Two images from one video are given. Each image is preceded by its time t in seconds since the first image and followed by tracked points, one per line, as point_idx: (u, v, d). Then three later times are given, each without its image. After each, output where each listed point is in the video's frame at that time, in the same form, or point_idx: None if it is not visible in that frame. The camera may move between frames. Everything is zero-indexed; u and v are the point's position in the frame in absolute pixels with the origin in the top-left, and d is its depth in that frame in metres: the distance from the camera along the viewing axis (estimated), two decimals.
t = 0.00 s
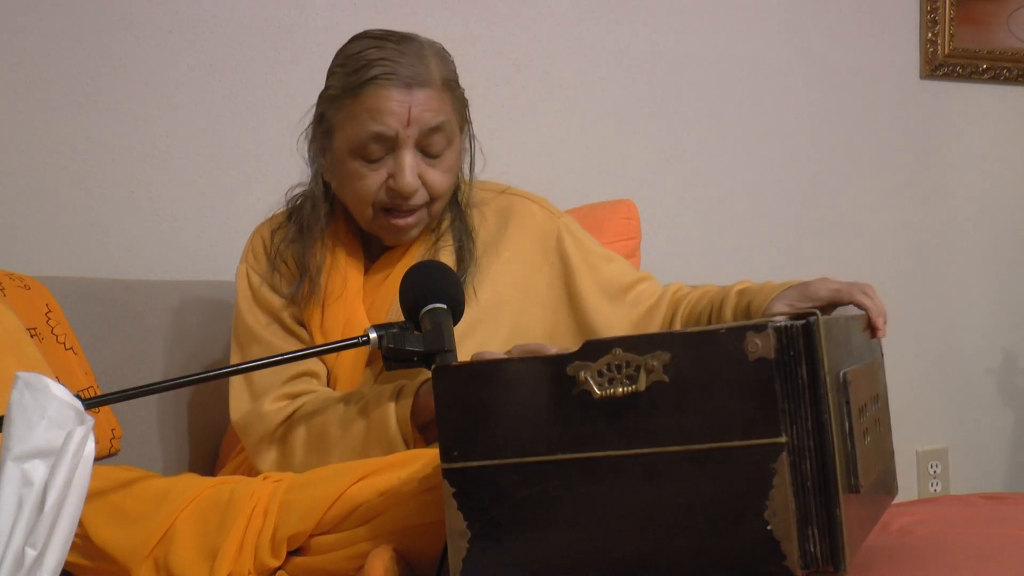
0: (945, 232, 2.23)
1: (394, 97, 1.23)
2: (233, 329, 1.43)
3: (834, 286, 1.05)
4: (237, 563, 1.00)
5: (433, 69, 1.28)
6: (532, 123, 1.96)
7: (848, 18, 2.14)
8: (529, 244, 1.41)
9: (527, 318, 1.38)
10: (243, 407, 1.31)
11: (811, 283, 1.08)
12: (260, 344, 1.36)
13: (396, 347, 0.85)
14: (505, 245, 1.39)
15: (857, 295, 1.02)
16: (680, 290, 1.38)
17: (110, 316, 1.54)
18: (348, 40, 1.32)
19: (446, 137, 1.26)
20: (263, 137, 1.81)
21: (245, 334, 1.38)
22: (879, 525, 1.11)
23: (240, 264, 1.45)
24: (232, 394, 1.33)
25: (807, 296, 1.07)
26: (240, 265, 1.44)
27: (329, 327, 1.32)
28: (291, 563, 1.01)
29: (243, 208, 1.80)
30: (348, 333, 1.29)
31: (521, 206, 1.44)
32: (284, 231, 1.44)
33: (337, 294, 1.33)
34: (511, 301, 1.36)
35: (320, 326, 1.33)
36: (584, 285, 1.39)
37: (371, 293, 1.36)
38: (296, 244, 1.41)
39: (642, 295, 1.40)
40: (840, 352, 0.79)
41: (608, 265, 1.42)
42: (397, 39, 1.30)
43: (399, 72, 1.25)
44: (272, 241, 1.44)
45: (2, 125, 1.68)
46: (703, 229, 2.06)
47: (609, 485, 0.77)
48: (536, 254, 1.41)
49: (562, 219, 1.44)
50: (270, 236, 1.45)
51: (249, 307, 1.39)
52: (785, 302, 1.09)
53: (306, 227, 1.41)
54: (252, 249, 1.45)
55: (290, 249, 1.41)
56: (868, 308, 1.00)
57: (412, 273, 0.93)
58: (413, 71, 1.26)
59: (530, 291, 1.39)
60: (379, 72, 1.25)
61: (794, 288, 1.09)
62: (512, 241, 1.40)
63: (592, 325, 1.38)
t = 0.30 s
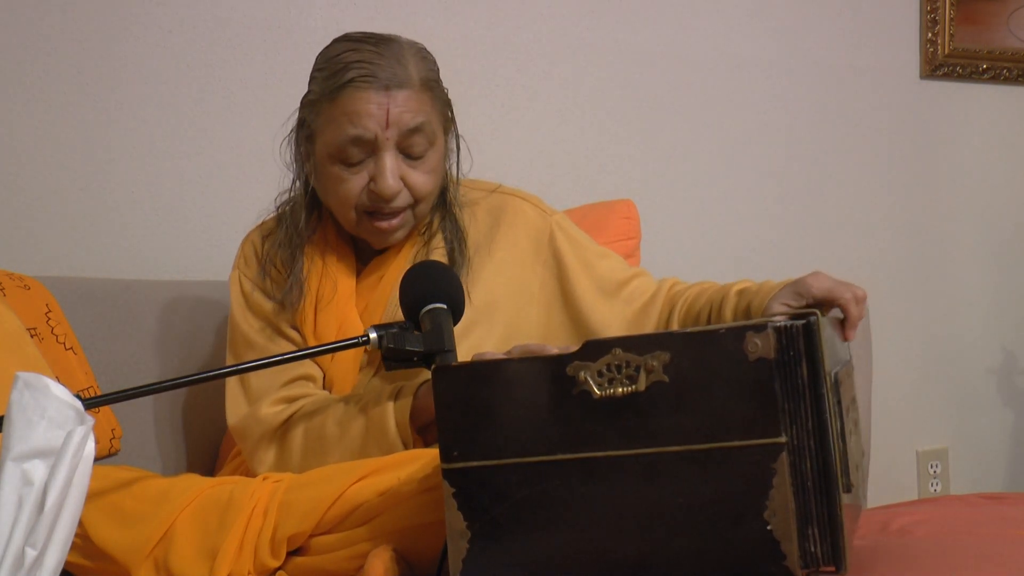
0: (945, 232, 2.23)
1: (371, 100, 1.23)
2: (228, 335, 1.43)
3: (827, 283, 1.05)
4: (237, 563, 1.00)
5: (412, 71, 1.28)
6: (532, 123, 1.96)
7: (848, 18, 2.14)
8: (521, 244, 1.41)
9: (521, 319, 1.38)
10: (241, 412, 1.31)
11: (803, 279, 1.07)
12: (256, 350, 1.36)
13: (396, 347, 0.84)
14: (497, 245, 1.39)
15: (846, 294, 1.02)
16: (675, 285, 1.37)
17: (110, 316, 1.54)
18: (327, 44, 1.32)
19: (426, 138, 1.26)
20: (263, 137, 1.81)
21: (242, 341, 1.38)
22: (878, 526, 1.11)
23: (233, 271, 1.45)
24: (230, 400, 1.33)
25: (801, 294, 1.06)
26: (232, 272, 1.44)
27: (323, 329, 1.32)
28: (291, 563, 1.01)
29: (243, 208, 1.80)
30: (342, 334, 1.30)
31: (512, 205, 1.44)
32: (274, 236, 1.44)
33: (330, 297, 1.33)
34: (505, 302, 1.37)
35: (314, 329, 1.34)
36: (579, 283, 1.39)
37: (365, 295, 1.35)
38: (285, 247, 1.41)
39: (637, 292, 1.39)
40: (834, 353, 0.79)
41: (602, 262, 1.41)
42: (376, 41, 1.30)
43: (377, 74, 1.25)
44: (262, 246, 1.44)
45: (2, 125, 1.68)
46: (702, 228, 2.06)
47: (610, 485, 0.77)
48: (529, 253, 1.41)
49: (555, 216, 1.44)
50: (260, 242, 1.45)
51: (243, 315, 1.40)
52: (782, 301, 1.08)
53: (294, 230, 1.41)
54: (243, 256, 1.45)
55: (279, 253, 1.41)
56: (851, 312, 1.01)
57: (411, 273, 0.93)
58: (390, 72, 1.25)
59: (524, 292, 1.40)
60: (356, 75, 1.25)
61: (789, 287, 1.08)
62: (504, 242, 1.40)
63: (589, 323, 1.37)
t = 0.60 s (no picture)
0: (944, 232, 2.23)
1: (369, 103, 1.22)
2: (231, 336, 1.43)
3: (834, 287, 1.05)
4: (238, 563, 1.00)
5: (410, 73, 1.27)
6: (532, 123, 1.96)
7: (848, 18, 2.14)
8: (526, 247, 1.41)
9: (524, 322, 1.39)
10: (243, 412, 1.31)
11: (811, 284, 1.08)
12: (259, 351, 1.36)
13: (396, 347, 0.85)
14: (501, 248, 1.39)
15: (853, 296, 1.02)
16: (676, 288, 1.38)
17: (110, 316, 1.55)
18: (326, 45, 1.32)
19: (425, 141, 1.26)
20: (263, 137, 1.81)
21: (245, 341, 1.38)
22: (879, 526, 1.11)
23: (234, 271, 1.45)
24: (232, 401, 1.33)
25: (806, 297, 1.07)
26: (234, 273, 1.44)
27: (326, 330, 1.32)
28: (292, 562, 1.01)
29: (243, 208, 1.81)
30: (345, 333, 1.31)
31: (517, 208, 1.43)
32: (275, 236, 1.44)
33: (332, 299, 1.33)
34: (509, 305, 1.37)
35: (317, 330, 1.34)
36: (582, 287, 1.39)
37: (368, 298, 1.35)
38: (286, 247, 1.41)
39: (638, 295, 1.40)
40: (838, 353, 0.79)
41: (604, 265, 1.42)
42: (374, 42, 1.30)
43: (375, 76, 1.24)
44: (264, 246, 1.44)
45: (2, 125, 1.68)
46: (702, 228, 2.06)
47: (610, 485, 0.77)
48: (533, 256, 1.41)
49: (559, 220, 1.44)
50: (262, 242, 1.45)
51: (245, 315, 1.40)
52: (783, 303, 1.09)
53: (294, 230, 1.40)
54: (245, 256, 1.45)
55: (280, 253, 1.41)
56: (864, 311, 1.00)
57: (411, 273, 0.93)
58: (388, 74, 1.25)
59: (527, 295, 1.40)
60: (354, 77, 1.24)
61: (794, 289, 1.09)
62: (509, 245, 1.40)
63: (591, 326, 1.38)
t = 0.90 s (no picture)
0: (944, 232, 2.23)
1: (370, 108, 1.22)
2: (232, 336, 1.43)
3: (833, 288, 1.05)
4: (241, 563, 1.00)
5: (412, 76, 1.27)
6: (532, 123, 1.96)
7: (848, 18, 2.14)
8: (530, 249, 1.41)
9: (528, 324, 1.39)
10: (245, 413, 1.31)
11: (812, 284, 1.08)
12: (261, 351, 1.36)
13: (396, 347, 0.84)
14: (505, 252, 1.39)
15: (853, 296, 1.02)
16: (679, 289, 1.39)
17: (110, 316, 1.55)
18: (329, 47, 1.32)
19: (426, 145, 1.26)
20: (263, 137, 1.81)
21: (247, 341, 1.38)
22: (879, 525, 1.11)
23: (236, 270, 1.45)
24: (233, 402, 1.33)
25: (806, 298, 1.07)
26: (235, 273, 1.44)
27: (329, 331, 1.32)
28: (294, 560, 1.01)
29: (243, 208, 1.81)
30: (348, 332, 1.31)
31: (522, 210, 1.43)
32: (277, 236, 1.44)
33: (335, 300, 1.33)
34: (513, 308, 1.37)
35: (320, 330, 1.34)
36: (586, 289, 1.40)
37: (371, 300, 1.35)
38: (288, 247, 1.40)
39: (642, 297, 1.40)
40: (840, 354, 0.78)
41: (608, 268, 1.43)
42: (376, 44, 1.29)
43: (377, 81, 1.24)
44: (266, 246, 1.44)
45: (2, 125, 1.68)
46: (702, 228, 2.06)
47: (609, 485, 0.77)
48: (538, 259, 1.41)
49: (564, 223, 1.44)
50: (263, 242, 1.45)
51: (247, 315, 1.39)
52: (784, 303, 1.10)
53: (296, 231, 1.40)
54: (246, 255, 1.45)
55: (282, 254, 1.41)
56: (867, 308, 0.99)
57: (411, 273, 0.93)
58: (389, 78, 1.25)
59: (531, 297, 1.40)
60: (355, 81, 1.24)
61: (794, 289, 1.10)
62: (512, 247, 1.40)
63: (595, 328, 1.38)
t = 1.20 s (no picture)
0: (944, 232, 2.23)
1: (369, 110, 1.22)
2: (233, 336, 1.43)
3: (833, 286, 1.05)
4: (243, 559, 0.99)
5: (409, 77, 1.27)
6: (532, 123, 1.96)
7: (848, 18, 2.14)
8: (531, 250, 1.41)
9: (529, 323, 1.39)
10: (245, 413, 1.31)
11: (811, 282, 1.08)
12: (263, 351, 1.36)
13: (396, 347, 0.85)
14: (506, 251, 1.39)
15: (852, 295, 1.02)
16: (681, 290, 1.39)
17: (110, 316, 1.55)
18: (325, 49, 1.31)
19: (425, 145, 1.25)
20: (263, 137, 1.81)
21: (249, 341, 1.38)
22: (879, 525, 1.11)
23: (237, 269, 1.45)
24: (233, 403, 1.33)
25: (806, 296, 1.07)
26: (236, 272, 1.44)
27: (331, 331, 1.32)
28: (296, 556, 1.01)
29: (243, 208, 1.81)
30: (349, 331, 1.31)
31: (524, 210, 1.43)
32: (278, 235, 1.44)
33: (337, 301, 1.33)
34: (514, 307, 1.37)
35: (321, 331, 1.34)
36: (587, 289, 1.39)
37: (373, 300, 1.36)
38: (290, 247, 1.40)
39: (643, 298, 1.40)
40: (840, 354, 0.78)
41: (609, 268, 1.42)
42: (372, 45, 1.29)
43: (374, 83, 1.24)
44: (267, 246, 1.44)
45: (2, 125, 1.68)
46: (702, 228, 2.06)
47: (609, 484, 0.77)
48: (539, 259, 1.41)
49: (565, 223, 1.44)
50: (265, 242, 1.44)
51: (248, 315, 1.39)
52: (784, 302, 1.10)
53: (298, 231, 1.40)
54: (248, 255, 1.45)
55: (284, 254, 1.41)
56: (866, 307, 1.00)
57: (411, 273, 0.93)
58: (386, 80, 1.25)
59: (533, 297, 1.40)
60: (352, 83, 1.24)
61: (794, 288, 1.10)
62: (514, 247, 1.39)
63: (596, 328, 1.38)
